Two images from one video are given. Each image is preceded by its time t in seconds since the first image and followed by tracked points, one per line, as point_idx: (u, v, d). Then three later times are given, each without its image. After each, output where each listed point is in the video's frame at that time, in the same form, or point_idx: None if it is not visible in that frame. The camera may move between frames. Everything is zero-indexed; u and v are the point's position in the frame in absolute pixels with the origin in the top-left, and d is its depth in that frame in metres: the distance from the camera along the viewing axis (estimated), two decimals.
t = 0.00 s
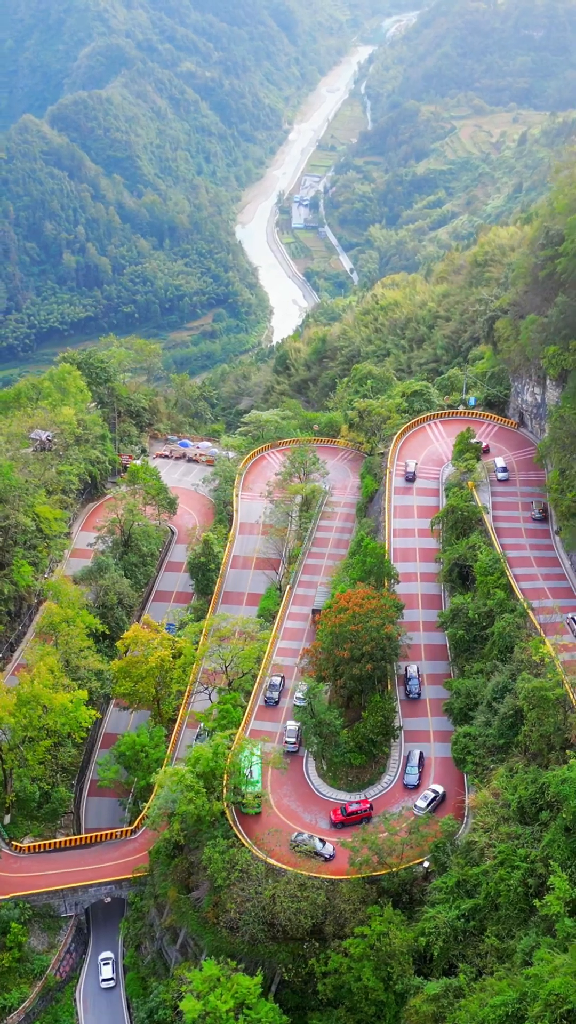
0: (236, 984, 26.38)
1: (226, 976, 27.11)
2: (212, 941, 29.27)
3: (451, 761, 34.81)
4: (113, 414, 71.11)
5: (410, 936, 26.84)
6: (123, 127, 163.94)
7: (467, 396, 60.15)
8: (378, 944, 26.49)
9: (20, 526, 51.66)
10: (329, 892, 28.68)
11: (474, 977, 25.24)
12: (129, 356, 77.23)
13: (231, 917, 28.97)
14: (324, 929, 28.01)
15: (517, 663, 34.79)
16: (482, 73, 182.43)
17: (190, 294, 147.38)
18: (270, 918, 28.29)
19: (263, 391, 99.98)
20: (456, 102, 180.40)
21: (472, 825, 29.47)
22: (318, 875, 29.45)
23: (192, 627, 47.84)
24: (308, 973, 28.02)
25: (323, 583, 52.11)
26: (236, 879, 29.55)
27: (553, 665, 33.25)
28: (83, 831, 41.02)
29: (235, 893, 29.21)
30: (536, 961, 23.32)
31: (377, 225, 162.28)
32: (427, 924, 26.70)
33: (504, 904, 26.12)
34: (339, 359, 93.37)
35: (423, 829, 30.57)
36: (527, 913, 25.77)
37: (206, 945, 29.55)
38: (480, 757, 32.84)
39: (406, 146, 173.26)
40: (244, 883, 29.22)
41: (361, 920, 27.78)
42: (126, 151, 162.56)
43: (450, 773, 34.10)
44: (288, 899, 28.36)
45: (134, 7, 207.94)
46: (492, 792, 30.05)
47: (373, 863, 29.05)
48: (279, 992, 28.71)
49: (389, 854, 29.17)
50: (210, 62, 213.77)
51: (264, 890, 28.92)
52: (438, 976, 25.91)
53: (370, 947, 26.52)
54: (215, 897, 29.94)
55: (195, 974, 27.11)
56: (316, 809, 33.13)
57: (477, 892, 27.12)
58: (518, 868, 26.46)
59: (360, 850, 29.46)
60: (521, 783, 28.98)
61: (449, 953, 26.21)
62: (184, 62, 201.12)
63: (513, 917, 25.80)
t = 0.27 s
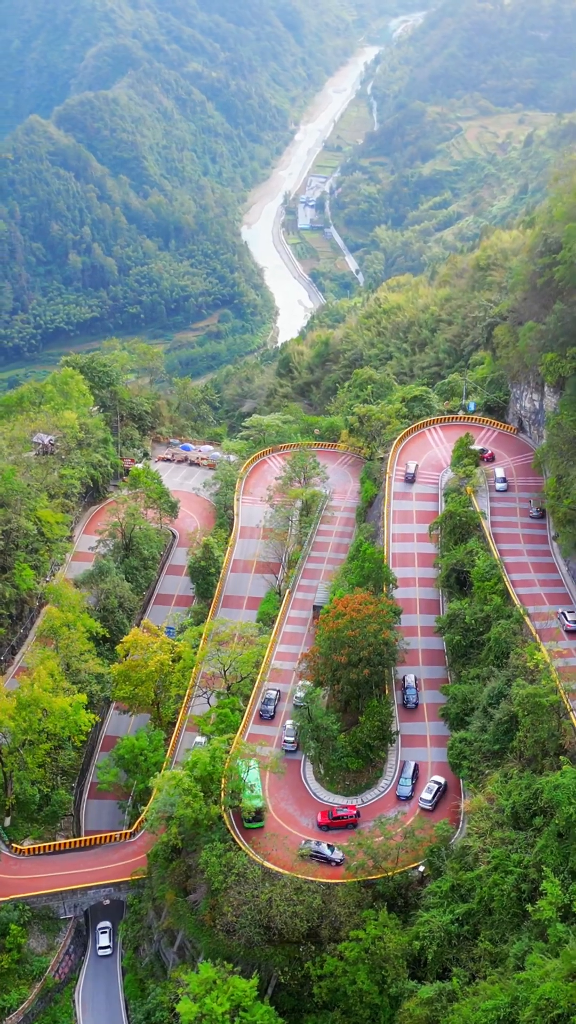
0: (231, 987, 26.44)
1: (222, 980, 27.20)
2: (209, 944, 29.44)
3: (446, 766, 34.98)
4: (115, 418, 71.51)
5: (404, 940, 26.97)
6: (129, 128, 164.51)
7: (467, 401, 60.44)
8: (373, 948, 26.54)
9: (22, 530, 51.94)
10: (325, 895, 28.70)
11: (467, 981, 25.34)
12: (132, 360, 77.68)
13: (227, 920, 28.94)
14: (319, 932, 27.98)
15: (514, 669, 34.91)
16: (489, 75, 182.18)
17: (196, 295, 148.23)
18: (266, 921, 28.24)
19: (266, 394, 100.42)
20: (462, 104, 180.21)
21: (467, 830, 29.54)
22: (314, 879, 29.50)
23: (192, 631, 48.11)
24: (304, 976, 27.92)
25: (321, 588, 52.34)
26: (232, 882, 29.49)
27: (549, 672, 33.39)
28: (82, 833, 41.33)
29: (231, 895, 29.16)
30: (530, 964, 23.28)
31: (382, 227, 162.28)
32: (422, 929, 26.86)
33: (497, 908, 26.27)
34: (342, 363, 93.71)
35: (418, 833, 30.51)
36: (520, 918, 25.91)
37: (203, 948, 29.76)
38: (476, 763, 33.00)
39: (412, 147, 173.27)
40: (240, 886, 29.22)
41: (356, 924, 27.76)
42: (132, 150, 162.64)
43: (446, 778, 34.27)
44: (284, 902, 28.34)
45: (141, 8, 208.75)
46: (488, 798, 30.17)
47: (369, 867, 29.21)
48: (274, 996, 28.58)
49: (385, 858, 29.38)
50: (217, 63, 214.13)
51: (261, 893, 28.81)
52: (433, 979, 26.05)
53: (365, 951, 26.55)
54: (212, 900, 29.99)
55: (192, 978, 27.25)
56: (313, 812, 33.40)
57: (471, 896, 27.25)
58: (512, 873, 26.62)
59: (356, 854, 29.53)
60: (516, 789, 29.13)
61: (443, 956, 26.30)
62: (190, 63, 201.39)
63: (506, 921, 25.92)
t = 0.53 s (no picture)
0: (228, 990, 26.54)
1: (219, 982, 27.29)
2: (205, 947, 29.45)
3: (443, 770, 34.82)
4: (118, 421, 71.80)
5: (399, 944, 26.86)
6: (136, 129, 165.22)
7: (467, 407, 60.70)
8: (368, 952, 26.64)
9: (23, 534, 52.37)
10: (321, 900, 28.75)
11: (460, 985, 25.36)
12: (135, 364, 78.04)
13: (224, 922, 29.09)
14: (315, 935, 28.15)
15: (510, 674, 34.74)
16: (496, 75, 181.98)
17: (202, 295, 148.77)
18: (262, 925, 28.34)
19: (270, 396, 100.71)
20: (468, 104, 180.06)
21: (463, 835, 29.33)
22: (310, 882, 29.53)
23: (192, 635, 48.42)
24: (300, 979, 28.08)
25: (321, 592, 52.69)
26: (229, 886, 29.57)
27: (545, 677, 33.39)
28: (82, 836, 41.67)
29: (228, 899, 29.32)
30: (521, 970, 23.48)
31: (389, 227, 162.17)
32: (416, 933, 26.76)
33: (491, 914, 26.23)
34: (345, 366, 93.91)
35: (414, 837, 30.36)
36: (514, 922, 25.91)
37: (200, 950, 29.72)
38: (471, 767, 32.92)
39: (419, 148, 173.30)
40: (237, 889, 29.28)
41: (352, 928, 27.86)
42: (139, 152, 163.61)
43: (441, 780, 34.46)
44: (280, 906, 28.42)
45: (149, 9, 209.43)
46: (483, 803, 29.96)
47: (364, 872, 29.13)
48: (271, 998, 28.76)
49: (380, 863, 29.22)
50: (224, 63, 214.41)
51: (258, 897, 28.93)
52: (426, 984, 25.97)
53: (360, 955, 26.68)
54: (209, 904, 30.10)
55: (188, 981, 27.30)
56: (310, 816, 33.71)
57: (465, 901, 27.15)
58: (506, 878, 26.56)
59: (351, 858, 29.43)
60: (510, 794, 29.01)
61: (437, 961, 26.26)
62: (198, 64, 202.00)
63: (500, 926, 25.91)
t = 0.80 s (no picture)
0: (224, 992, 26.26)
1: (215, 984, 27.02)
2: (203, 949, 29.14)
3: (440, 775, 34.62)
4: (121, 424, 72.13)
5: (394, 948, 26.69)
6: (143, 129, 165.69)
7: (468, 411, 60.93)
8: (364, 955, 26.36)
9: (26, 537, 52.65)
10: (318, 903, 28.42)
11: (455, 989, 25.27)
12: (138, 368, 78.34)
13: (222, 925, 28.84)
14: (312, 939, 27.83)
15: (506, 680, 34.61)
16: (503, 76, 181.48)
17: (208, 295, 147.90)
18: (259, 928, 28.04)
19: (273, 399, 100.93)
20: (475, 105, 179.58)
21: (459, 839, 29.01)
22: (307, 886, 29.23)
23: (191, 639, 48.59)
24: (296, 982, 27.79)
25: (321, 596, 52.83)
26: (227, 888, 29.29)
27: (542, 683, 33.22)
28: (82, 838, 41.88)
29: (226, 902, 29.02)
30: (514, 975, 23.46)
31: (395, 228, 161.85)
32: (411, 937, 26.51)
33: (485, 918, 26.15)
34: (348, 369, 94.05)
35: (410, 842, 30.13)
36: (507, 927, 25.84)
37: (197, 953, 29.42)
38: (467, 773, 32.58)
39: (425, 149, 173.10)
40: (235, 892, 28.99)
41: (348, 931, 27.60)
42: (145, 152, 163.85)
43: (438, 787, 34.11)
44: (277, 909, 28.12)
45: (156, 9, 210.02)
46: (479, 808, 29.71)
47: (361, 875, 28.81)
48: (268, 1001, 28.44)
49: (377, 867, 28.84)
50: (231, 64, 214.63)
51: (255, 901, 28.57)
52: (422, 987, 25.87)
53: (355, 958, 26.39)
54: (207, 906, 29.82)
55: (185, 983, 27.01)
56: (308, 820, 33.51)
57: (460, 905, 27.01)
58: (500, 883, 26.46)
59: (347, 863, 28.94)
60: (506, 799, 28.76)
61: (432, 965, 26.11)
62: (205, 64, 202.23)
63: (494, 930, 25.86)
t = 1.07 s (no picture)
0: (220, 994, 25.76)
1: (212, 988, 26.51)
2: (200, 952, 28.64)
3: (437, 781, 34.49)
4: (124, 428, 72.58)
5: (389, 952, 26.06)
6: (151, 130, 166.30)
7: (468, 417, 61.31)
8: (359, 959, 25.83)
9: (28, 541, 52.94)
10: (314, 908, 27.98)
11: (449, 993, 24.60)
12: (142, 372, 78.75)
13: (219, 929, 28.32)
14: (308, 942, 27.38)
15: (502, 689, 34.88)
16: (510, 76, 181.43)
17: (214, 296, 148.87)
18: (256, 931, 27.60)
19: (277, 402, 101.32)
20: (483, 105, 179.49)
21: (454, 845, 28.82)
22: (304, 890, 28.81)
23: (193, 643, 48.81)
24: (293, 986, 27.31)
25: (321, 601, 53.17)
26: (225, 892, 28.82)
27: (537, 692, 33.36)
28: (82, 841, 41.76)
29: (224, 905, 28.49)
30: (508, 980, 22.85)
31: (402, 228, 161.87)
32: (407, 940, 26.00)
33: (480, 924, 25.56)
34: (352, 372, 94.41)
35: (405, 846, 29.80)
36: (501, 932, 25.23)
37: (195, 956, 28.91)
38: (464, 779, 32.63)
39: (432, 150, 173.31)
40: (233, 895, 28.52)
41: (344, 935, 27.00)
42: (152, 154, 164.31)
43: (434, 793, 34.09)
44: (274, 912, 27.66)
45: (164, 10, 210.68)
46: (474, 813, 29.62)
47: (357, 879, 28.54)
48: (264, 1004, 27.91)
49: (372, 873, 28.57)
50: (238, 64, 215.17)
51: (252, 904, 28.14)
52: (415, 992, 25.18)
53: (351, 962, 25.91)
54: (205, 909, 29.26)
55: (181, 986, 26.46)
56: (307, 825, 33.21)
57: (455, 911, 26.42)
58: (494, 889, 25.92)
59: (343, 867, 28.83)
60: (501, 805, 28.61)
61: (426, 969, 25.50)
62: (212, 65, 202.81)
63: (488, 935, 25.27)
